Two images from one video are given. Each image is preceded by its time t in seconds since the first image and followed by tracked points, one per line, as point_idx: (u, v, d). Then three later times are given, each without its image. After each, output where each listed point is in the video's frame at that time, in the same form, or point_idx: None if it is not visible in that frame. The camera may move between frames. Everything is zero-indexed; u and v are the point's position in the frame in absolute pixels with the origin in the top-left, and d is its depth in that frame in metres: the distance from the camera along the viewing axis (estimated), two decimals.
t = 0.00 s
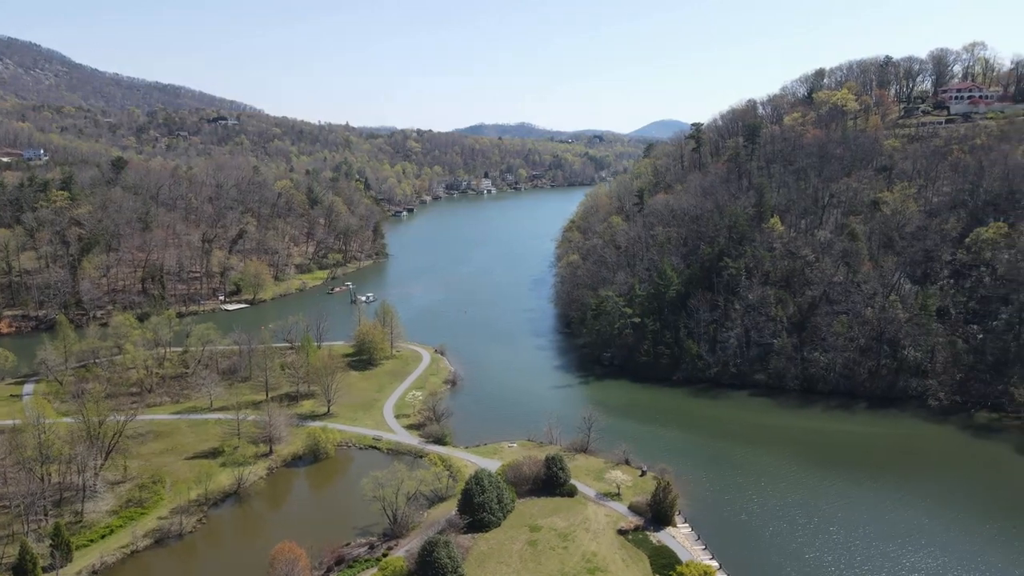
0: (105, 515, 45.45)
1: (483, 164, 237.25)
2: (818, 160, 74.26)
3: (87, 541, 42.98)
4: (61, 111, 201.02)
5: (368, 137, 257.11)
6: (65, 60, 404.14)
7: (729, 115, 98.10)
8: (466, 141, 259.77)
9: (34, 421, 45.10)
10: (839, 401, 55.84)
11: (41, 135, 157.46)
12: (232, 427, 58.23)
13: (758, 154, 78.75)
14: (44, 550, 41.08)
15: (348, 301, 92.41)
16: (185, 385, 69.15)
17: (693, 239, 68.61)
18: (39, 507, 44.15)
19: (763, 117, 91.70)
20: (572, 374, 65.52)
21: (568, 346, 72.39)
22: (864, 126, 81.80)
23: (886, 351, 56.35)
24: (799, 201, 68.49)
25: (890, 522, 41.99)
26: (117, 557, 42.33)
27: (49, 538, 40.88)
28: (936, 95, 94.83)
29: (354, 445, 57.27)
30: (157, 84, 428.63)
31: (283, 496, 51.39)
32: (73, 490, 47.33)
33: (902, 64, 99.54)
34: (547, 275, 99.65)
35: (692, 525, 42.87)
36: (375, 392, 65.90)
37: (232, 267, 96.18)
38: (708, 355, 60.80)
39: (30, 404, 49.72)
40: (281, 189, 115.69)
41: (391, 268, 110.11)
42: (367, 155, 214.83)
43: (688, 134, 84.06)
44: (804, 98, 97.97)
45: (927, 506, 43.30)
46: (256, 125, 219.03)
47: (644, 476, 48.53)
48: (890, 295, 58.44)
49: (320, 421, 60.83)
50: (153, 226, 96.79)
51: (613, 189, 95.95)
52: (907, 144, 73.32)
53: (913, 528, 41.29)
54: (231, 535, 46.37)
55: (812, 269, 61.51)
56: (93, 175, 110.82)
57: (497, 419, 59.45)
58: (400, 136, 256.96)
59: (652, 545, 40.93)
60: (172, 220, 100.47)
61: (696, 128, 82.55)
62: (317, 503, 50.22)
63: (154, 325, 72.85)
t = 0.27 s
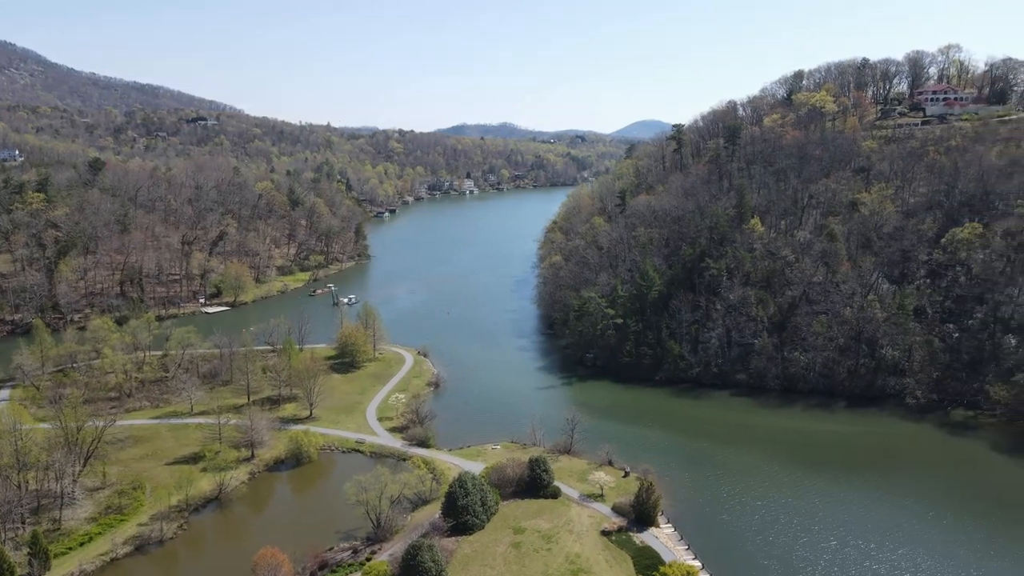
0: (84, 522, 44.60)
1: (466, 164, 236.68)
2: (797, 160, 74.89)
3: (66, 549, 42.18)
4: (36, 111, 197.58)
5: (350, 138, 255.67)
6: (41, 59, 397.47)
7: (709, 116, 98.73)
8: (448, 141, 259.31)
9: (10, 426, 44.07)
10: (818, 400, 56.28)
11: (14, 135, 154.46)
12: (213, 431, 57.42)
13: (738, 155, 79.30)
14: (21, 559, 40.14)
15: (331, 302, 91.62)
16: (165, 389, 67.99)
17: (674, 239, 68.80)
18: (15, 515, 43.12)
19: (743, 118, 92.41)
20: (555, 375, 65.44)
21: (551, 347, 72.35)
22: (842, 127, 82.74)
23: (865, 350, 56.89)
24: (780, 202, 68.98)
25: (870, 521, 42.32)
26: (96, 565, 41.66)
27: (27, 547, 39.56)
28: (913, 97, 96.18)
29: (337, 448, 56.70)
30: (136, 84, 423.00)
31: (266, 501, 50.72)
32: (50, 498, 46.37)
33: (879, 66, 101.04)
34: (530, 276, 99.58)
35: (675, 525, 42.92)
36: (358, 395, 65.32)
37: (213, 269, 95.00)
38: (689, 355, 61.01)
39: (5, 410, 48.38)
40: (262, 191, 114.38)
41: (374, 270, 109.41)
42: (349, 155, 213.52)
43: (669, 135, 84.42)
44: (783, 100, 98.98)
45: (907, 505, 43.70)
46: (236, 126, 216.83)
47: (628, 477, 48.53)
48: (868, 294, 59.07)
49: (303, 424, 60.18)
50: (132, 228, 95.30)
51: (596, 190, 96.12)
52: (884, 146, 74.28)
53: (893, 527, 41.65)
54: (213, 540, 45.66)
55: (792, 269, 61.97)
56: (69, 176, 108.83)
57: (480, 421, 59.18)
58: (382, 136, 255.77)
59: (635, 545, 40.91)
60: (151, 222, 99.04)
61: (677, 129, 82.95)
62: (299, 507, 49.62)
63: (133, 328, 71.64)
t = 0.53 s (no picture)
0: (64, 529, 43.72)
1: (449, 164, 235.83)
2: (779, 161, 75.42)
3: (45, 556, 41.26)
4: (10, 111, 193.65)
5: (333, 138, 254.07)
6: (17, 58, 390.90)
7: (692, 117, 99.27)
8: (431, 142, 258.65)
9: None
10: (800, 399, 56.64)
11: None
12: (195, 435, 56.60)
13: (720, 156, 79.73)
14: None
15: (314, 304, 90.79)
16: (146, 393, 66.92)
17: (658, 240, 68.94)
18: None
19: (725, 119, 93.00)
20: (540, 376, 65.33)
21: (535, 347, 72.25)
22: (823, 128, 83.54)
23: (846, 349, 57.35)
24: (761, 203, 69.41)
25: (852, 519, 42.60)
26: (76, 573, 40.80)
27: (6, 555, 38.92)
28: (891, 99, 97.46)
29: (321, 451, 56.13)
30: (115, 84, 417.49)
31: (249, 505, 50.06)
32: (29, 505, 45.35)
33: (859, 67, 102.26)
34: (514, 277, 99.48)
35: (659, 526, 42.93)
36: (342, 397, 64.74)
37: (194, 271, 93.79)
38: (673, 355, 61.18)
39: None
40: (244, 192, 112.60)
41: (357, 271, 108.70)
42: (331, 156, 212.13)
43: (652, 135, 84.66)
44: (765, 101, 99.80)
45: (889, 503, 44.03)
46: (217, 126, 214.57)
47: (612, 478, 48.50)
48: (849, 294, 59.60)
49: (286, 427, 59.51)
50: (111, 229, 93.88)
51: (579, 190, 96.20)
52: (864, 147, 75.16)
53: (875, 525, 41.92)
54: (195, 546, 44.98)
55: (774, 269, 62.38)
56: (47, 177, 106.96)
57: (464, 423, 58.92)
58: (365, 136, 254.49)
59: (620, 546, 40.85)
60: (132, 223, 97.61)
61: (660, 130, 83.23)
62: (283, 511, 49.04)
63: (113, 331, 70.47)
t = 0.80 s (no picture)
0: (36, 538, 42.49)
1: (427, 165, 234.63)
2: (754, 162, 76.09)
3: (17, 566, 40.06)
4: None
5: (310, 139, 251.78)
6: None
7: (668, 118, 99.90)
8: (409, 142, 257.57)
9: None
10: (776, 398, 57.12)
11: None
12: (171, 441, 55.52)
13: (697, 157, 80.26)
14: None
15: (291, 307, 89.72)
16: (120, 399, 65.56)
17: (635, 241, 69.16)
18: None
19: (700, 120, 93.72)
20: (519, 377, 65.18)
21: (514, 348, 72.11)
22: (797, 129, 84.62)
23: (820, 348, 57.98)
24: (737, 203, 69.96)
25: (829, 517, 42.92)
26: None
27: None
28: (863, 100, 98.97)
29: (299, 456, 55.37)
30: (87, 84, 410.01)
31: (226, 511, 49.18)
32: None
33: (832, 70, 103.78)
34: (492, 278, 99.29)
35: (638, 525, 42.96)
36: (320, 401, 63.98)
37: (169, 273, 92.20)
38: (651, 355, 61.42)
39: None
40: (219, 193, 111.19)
41: (335, 273, 107.69)
42: (307, 156, 210.22)
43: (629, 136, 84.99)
44: (740, 102, 100.87)
45: (865, 500, 44.45)
46: (192, 126, 211.45)
47: (591, 478, 48.48)
48: (823, 294, 60.30)
49: (264, 432, 58.63)
50: (83, 232, 91.97)
51: (557, 191, 96.26)
52: (837, 148, 76.32)
53: (852, 522, 42.27)
54: (171, 553, 44.05)
55: (750, 269, 62.91)
56: (15, 179, 104.44)
57: (443, 425, 58.52)
58: (342, 137, 252.52)
59: (599, 547, 40.79)
60: (104, 225, 95.72)
61: (637, 131, 83.58)
62: (261, 517, 48.24)
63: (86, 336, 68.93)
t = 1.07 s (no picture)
0: (7, 547, 41.32)
1: (406, 165, 233.48)
2: (731, 163, 76.68)
3: None
4: None
5: (288, 139, 249.44)
6: None
7: (647, 119, 100.34)
8: (388, 142, 256.21)
9: None
10: (754, 396, 57.55)
11: None
12: (147, 446, 54.45)
13: (674, 158, 80.67)
14: None
15: (269, 309, 88.67)
16: (95, 404, 64.22)
17: (614, 242, 69.32)
18: None
19: (678, 121, 94.26)
20: (499, 378, 65.00)
21: (494, 349, 71.95)
22: (773, 130, 85.70)
23: (797, 347, 58.54)
24: (715, 204, 70.41)
25: (808, 515, 43.26)
26: None
27: None
28: (838, 101, 100.24)
29: (278, 460, 54.62)
30: (58, 83, 402.26)
31: (204, 517, 48.31)
32: None
33: (806, 71, 105.11)
34: (472, 279, 99.08)
35: (619, 525, 42.95)
36: (299, 404, 63.21)
37: (144, 276, 90.60)
38: (631, 355, 61.60)
39: None
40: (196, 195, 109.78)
41: (314, 275, 106.69)
42: (284, 157, 208.09)
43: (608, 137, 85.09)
44: (717, 103, 101.80)
45: (842, 498, 44.85)
46: (166, 126, 208.17)
47: (572, 479, 48.41)
48: (799, 293, 60.93)
49: (242, 436, 57.77)
50: (56, 234, 89.98)
51: (536, 192, 96.26)
52: (812, 149, 77.39)
53: (830, 520, 42.60)
54: (148, 560, 43.15)
55: (728, 269, 63.35)
56: None
57: (423, 427, 58.14)
58: (319, 138, 250.26)
59: (580, 548, 40.71)
60: (77, 228, 93.72)
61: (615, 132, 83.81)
62: (239, 522, 47.47)
63: (58, 340, 67.39)
